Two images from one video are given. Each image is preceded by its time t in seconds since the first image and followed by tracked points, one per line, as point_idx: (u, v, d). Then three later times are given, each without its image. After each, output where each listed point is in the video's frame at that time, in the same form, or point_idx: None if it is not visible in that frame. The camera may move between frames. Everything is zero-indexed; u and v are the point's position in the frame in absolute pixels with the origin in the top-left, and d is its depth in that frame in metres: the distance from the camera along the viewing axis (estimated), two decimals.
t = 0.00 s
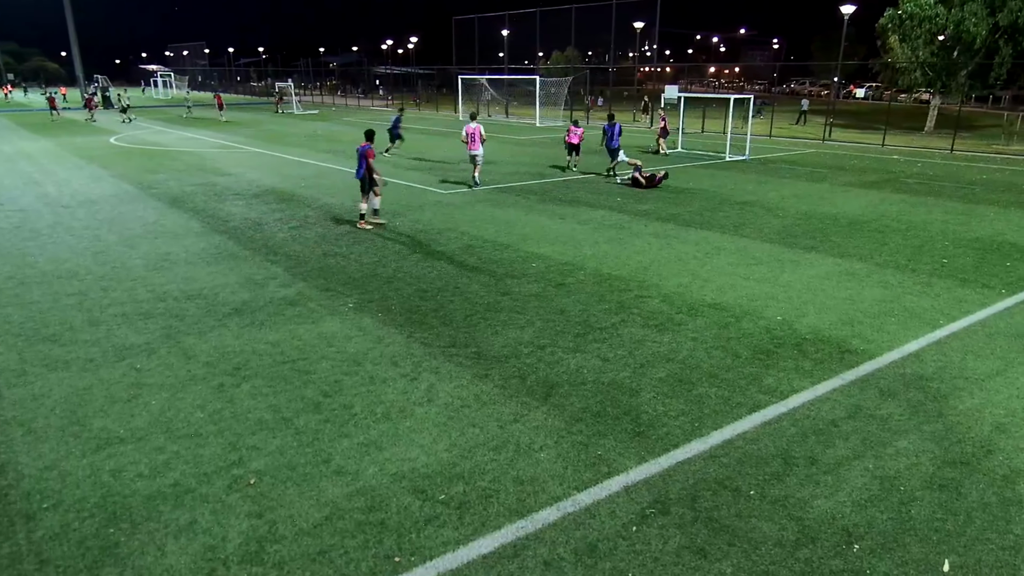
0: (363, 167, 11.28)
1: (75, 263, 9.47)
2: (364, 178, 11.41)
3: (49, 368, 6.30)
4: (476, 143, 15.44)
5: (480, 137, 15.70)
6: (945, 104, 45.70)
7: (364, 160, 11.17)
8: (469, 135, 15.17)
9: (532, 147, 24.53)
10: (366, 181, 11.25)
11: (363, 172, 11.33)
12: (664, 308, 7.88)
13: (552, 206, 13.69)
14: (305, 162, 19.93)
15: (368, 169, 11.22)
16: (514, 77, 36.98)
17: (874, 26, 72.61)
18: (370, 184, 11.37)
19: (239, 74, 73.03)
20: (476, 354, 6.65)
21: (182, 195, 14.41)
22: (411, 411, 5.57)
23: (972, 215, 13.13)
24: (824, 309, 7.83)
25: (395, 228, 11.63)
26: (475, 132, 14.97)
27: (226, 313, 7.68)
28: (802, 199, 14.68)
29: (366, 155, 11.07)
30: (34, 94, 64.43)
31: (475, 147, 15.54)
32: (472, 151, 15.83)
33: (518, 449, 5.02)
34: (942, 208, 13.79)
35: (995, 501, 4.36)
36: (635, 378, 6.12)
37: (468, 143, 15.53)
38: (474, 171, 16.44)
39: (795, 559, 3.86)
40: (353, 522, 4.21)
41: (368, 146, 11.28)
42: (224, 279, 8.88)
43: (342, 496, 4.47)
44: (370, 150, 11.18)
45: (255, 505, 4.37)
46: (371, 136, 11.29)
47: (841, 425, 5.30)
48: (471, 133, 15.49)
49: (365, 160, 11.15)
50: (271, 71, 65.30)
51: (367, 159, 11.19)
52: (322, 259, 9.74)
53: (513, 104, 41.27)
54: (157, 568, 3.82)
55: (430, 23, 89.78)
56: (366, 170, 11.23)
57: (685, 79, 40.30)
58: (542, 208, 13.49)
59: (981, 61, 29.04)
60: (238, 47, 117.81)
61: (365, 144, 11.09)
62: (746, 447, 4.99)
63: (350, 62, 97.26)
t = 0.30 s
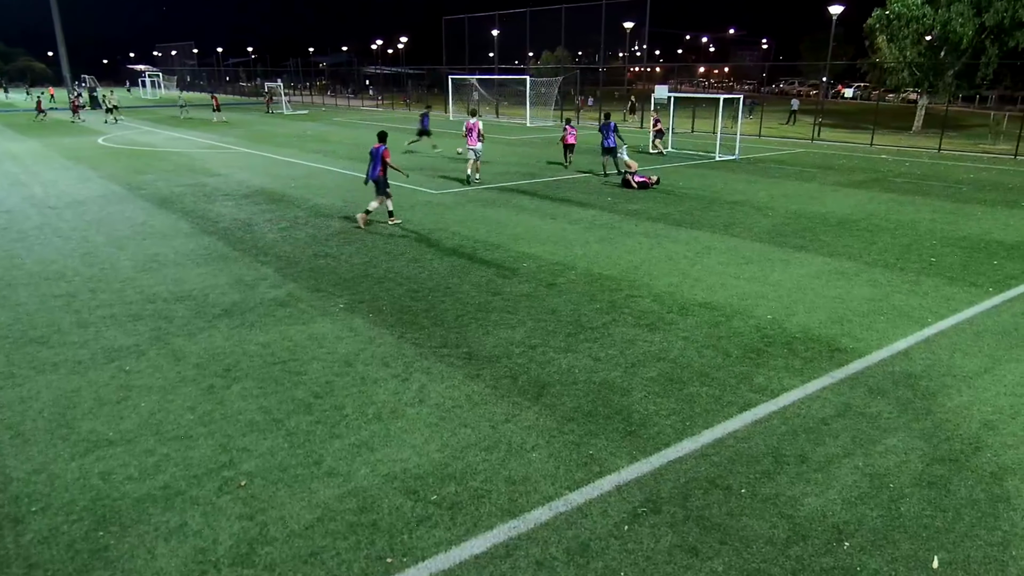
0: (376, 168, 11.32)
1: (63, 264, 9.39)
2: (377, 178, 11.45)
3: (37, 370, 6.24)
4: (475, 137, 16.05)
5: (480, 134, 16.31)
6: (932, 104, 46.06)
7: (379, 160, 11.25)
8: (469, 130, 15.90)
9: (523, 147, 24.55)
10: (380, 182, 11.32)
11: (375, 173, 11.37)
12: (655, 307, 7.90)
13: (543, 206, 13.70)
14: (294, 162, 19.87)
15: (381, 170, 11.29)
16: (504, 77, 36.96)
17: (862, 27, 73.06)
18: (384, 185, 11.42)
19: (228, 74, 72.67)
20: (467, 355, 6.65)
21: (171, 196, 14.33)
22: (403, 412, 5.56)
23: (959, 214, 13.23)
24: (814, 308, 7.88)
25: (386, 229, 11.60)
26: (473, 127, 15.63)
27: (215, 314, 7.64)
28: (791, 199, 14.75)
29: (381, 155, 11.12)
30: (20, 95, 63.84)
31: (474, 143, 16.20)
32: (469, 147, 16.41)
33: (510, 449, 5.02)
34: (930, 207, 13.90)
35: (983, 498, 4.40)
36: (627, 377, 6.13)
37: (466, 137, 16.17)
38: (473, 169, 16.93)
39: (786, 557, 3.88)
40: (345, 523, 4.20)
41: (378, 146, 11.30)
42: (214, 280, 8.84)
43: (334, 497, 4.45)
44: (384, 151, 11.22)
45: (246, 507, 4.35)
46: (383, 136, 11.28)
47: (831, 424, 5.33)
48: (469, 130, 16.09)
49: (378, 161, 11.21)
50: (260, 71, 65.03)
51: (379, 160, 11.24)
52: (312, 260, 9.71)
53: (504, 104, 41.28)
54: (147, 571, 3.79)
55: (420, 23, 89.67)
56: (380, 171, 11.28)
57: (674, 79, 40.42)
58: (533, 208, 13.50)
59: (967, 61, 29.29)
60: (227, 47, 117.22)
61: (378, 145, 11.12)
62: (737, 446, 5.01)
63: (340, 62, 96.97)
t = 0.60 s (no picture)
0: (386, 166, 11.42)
1: (51, 266, 9.32)
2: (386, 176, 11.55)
3: (24, 372, 6.19)
4: (474, 136, 16.74)
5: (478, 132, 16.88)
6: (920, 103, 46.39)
7: (387, 160, 11.30)
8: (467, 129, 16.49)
9: (514, 147, 24.56)
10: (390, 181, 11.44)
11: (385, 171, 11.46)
12: (646, 307, 7.92)
13: (534, 206, 13.70)
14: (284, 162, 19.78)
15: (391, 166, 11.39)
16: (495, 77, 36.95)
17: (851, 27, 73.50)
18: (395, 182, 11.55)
19: (216, 74, 72.25)
20: (458, 355, 6.64)
21: (159, 197, 14.24)
22: (394, 412, 5.55)
23: (947, 213, 13.34)
24: (803, 307, 7.92)
25: (377, 229, 11.57)
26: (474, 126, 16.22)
27: (205, 315, 7.60)
28: (781, 198, 14.83)
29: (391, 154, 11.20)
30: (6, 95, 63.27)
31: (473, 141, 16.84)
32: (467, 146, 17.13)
33: (501, 449, 5.02)
34: (918, 206, 14.00)
35: (972, 495, 4.44)
36: (618, 377, 6.14)
37: (466, 135, 16.95)
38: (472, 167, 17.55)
39: (777, 555, 3.90)
40: (337, 525, 4.19)
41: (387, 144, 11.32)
42: (203, 281, 8.79)
43: (325, 499, 4.44)
44: (393, 149, 11.28)
45: (236, 509, 4.32)
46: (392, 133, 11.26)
47: (821, 422, 5.36)
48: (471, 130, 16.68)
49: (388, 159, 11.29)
50: (250, 71, 64.78)
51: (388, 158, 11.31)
52: (302, 260, 9.68)
53: (494, 104, 41.31)
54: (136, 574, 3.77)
55: (410, 23, 89.53)
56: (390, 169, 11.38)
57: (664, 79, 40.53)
58: (523, 207, 13.51)
59: (954, 61, 29.51)
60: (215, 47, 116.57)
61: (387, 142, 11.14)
62: (728, 445, 5.03)
63: (330, 62, 96.62)
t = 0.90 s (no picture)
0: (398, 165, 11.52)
1: (39, 267, 9.24)
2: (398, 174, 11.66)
3: (12, 375, 6.13)
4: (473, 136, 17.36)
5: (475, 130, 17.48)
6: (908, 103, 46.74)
7: (400, 160, 11.41)
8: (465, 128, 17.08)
9: (505, 147, 24.56)
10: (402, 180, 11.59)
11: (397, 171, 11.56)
12: (637, 306, 7.94)
13: (525, 206, 13.70)
14: (274, 162, 19.71)
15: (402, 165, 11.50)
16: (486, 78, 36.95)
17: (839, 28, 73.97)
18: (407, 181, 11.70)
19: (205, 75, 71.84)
20: (450, 355, 6.64)
21: (148, 197, 14.16)
22: (386, 413, 5.54)
23: (935, 212, 13.44)
24: (794, 305, 7.97)
25: (368, 230, 11.54)
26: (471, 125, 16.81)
27: (195, 316, 7.56)
28: (771, 197, 14.91)
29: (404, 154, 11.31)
30: None
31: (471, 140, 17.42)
32: (465, 143, 17.92)
33: (494, 450, 5.02)
34: (906, 205, 14.10)
35: (961, 492, 4.47)
36: (610, 376, 6.16)
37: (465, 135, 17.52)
38: (470, 163, 18.27)
39: (769, 553, 3.92)
40: (329, 526, 4.18)
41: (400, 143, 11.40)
42: (193, 282, 8.74)
43: (317, 500, 4.43)
44: (406, 150, 11.38)
45: (227, 511, 4.30)
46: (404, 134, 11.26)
47: (812, 420, 5.39)
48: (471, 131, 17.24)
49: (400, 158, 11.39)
50: (240, 71, 64.48)
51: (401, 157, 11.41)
52: (293, 261, 9.64)
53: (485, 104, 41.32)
54: None
55: (400, 23, 89.39)
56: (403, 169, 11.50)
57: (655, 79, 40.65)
58: (514, 207, 13.52)
59: (941, 60, 29.74)
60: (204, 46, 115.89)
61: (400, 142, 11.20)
62: (720, 443, 5.05)
63: (320, 62, 96.27)
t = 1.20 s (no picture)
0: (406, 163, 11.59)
1: (27, 269, 9.16)
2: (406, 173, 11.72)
3: None
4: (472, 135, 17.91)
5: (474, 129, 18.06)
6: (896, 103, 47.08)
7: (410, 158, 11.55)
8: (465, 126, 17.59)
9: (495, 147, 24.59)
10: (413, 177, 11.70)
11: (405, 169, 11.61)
12: (628, 306, 7.96)
13: (516, 206, 13.69)
14: (264, 163, 19.62)
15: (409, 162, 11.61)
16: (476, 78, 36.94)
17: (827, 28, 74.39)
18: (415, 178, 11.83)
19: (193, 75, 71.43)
20: (442, 356, 6.63)
21: (137, 198, 14.06)
22: (377, 414, 5.52)
23: (923, 211, 13.54)
24: (783, 304, 8.01)
25: (359, 230, 11.51)
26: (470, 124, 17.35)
27: (184, 318, 7.51)
28: (760, 197, 14.99)
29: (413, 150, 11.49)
30: None
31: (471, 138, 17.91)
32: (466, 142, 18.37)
33: (485, 450, 5.01)
34: (894, 204, 14.20)
35: (949, 488, 4.51)
36: (601, 376, 6.17)
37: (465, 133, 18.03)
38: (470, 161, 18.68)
39: (760, 551, 3.94)
40: (321, 527, 4.16)
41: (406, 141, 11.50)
42: (182, 283, 8.69)
43: (308, 501, 4.41)
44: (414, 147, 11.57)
45: (218, 514, 4.28)
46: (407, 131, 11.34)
47: (802, 418, 5.42)
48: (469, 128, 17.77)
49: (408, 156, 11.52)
50: (228, 71, 64.15)
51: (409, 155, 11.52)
52: (283, 262, 9.60)
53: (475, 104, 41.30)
54: None
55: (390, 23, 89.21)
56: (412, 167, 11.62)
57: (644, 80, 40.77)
58: (505, 207, 13.53)
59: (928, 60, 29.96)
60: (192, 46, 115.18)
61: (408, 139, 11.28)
62: (711, 442, 5.08)
63: (309, 62, 95.95)
